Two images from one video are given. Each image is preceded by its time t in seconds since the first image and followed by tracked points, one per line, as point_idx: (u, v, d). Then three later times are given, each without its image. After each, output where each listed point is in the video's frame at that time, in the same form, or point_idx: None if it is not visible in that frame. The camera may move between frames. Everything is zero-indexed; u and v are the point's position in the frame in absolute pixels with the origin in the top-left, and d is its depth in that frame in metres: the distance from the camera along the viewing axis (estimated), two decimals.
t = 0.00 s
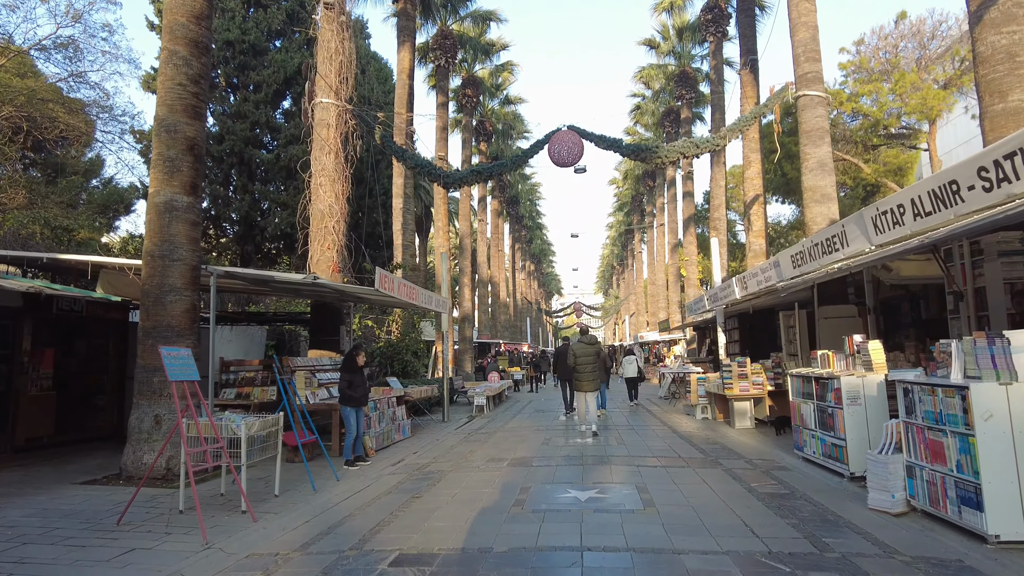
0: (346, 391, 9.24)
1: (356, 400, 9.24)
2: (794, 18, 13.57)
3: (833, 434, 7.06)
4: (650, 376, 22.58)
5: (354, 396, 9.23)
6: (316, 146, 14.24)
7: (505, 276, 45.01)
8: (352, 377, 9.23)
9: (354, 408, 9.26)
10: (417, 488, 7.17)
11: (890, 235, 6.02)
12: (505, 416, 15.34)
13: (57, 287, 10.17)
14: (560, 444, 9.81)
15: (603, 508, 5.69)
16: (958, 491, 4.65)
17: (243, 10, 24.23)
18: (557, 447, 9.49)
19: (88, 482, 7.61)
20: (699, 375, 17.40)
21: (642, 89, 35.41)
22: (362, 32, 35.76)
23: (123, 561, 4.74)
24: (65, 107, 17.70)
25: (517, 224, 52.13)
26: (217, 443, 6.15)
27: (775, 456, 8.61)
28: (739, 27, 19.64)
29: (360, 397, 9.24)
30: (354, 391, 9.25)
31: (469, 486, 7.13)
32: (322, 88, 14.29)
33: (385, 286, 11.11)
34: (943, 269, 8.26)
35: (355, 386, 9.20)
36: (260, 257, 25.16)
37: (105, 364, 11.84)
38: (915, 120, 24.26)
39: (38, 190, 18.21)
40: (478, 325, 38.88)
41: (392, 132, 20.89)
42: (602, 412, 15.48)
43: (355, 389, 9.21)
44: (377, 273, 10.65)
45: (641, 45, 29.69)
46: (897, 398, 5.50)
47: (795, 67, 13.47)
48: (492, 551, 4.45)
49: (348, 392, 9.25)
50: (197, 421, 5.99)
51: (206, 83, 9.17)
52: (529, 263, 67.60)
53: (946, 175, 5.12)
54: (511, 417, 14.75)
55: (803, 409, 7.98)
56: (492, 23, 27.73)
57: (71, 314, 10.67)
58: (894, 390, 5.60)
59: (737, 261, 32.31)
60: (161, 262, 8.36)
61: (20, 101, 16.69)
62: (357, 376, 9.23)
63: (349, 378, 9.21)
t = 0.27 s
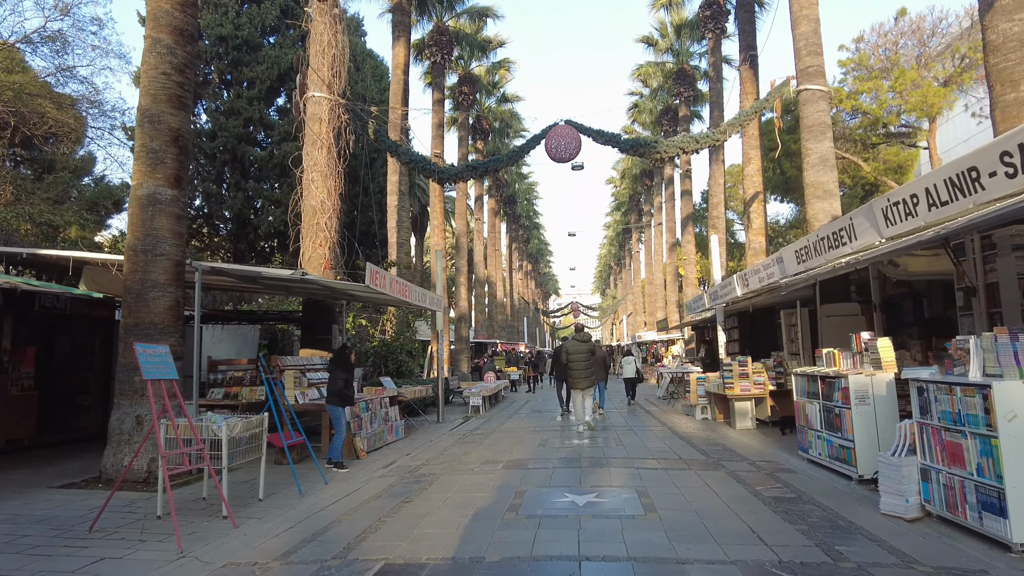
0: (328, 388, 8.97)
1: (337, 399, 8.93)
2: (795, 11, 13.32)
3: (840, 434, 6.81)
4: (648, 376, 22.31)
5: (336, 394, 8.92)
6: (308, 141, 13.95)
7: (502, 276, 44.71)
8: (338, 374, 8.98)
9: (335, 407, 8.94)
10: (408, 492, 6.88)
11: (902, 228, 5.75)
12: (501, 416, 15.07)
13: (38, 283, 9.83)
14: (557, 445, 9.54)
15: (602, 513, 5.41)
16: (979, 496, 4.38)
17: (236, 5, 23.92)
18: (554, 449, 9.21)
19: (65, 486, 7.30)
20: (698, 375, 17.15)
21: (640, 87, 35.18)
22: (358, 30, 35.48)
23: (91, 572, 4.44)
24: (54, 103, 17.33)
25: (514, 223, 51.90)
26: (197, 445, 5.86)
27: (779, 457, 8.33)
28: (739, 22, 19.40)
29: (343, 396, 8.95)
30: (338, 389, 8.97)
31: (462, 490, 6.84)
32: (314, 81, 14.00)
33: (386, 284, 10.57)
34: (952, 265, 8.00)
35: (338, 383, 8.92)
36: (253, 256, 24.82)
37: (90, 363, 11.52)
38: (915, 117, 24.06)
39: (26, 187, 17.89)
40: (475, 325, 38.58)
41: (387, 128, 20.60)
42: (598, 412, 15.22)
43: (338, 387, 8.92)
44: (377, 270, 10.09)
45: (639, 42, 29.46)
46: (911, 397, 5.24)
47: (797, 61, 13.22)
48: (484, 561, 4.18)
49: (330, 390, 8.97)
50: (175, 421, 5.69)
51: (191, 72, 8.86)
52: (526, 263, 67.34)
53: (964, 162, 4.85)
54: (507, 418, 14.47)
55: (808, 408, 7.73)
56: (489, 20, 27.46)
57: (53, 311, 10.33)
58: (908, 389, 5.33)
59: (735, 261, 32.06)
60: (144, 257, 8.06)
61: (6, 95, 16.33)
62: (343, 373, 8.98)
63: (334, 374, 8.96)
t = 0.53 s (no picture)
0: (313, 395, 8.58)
1: (324, 406, 8.55)
2: (796, 10, 13.09)
3: (848, 445, 6.50)
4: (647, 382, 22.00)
5: (321, 401, 8.55)
6: (300, 143, 13.68)
7: (500, 280, 44.42)
8: (324, 380, 8.60)
9: (320, 415, 8.56)
10: (396, 506, 6.55)
11: (915, 228, 5.46)
12: (498, 423, 14.74)
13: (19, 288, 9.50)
14: (552, 455, 9.23)
15: (600, 531, 5.11)
16: (1004, 514, 4.08)
17: (231, 7, 23.68)
18: (549, 458, 8.89)
19: (39, 500, 6.99)
20: (698, 380, 16.84)
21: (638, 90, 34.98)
22: (355, 33, 35.29)
23: None
24: (44, 105, 17.01)
25: (512, 227, 51.65)
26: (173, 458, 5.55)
27: (784, 468, 8.03)
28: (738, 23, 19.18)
29: (330, 404, 8.59)
30: (325, 397, 8.61)
31: (453, 504, 6.53)
32: (306, 82, 13.74)
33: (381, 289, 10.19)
34: (962, 268, 7.71)
35: (325, 390, 8.55)
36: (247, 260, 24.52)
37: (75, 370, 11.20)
38: (916, 120, 23.85)
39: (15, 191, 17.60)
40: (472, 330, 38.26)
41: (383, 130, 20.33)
42: (596, 419, 14.91)
43: (324, 394, 8.54)
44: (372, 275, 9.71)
45: (637, 44, 29.26)
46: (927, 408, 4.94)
47: (798, 61, 12.98)
48: None
49: (316, 397, 8.60)
50: (150, 434, 5.39)
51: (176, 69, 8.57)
52: (524, 267, 67.07)
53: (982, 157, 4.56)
54: (503, 425, 14.15)
55: (813, 417, 7.44)
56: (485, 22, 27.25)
57: (35, 317, 9.99)
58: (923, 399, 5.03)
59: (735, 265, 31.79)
60: (124, 260, 7.75)
61: None
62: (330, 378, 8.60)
63: (319, 379, 8.57)
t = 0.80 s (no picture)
0: (302, 400, 8.31)
1: (313, 411, 8.28)
2: (798, 7, 12.88)
3: (857, 452, 6.24)
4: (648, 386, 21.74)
5: (309, 406, 8.28)
6: (294, 143, 13.45)
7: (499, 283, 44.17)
8: (313, 384, 8.34)
9: (309, 420, 8.29)
10: (387, 518, 6.29)
11: (928, 225, 5.19)
12: (496, 428, 14.47)
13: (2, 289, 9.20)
14: (551, 462, 8.97)
15: (600, 545, 4.85)
16: None
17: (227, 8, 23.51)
18: (547, 466, 8.63)
19: (18, 510, 6.73)
20: (700, 384, 16.58)
21: (638, 92, 34.80)
22: (353, 35, 35.15)
23: None
24: (39, 107, 16.81)
25: (512, 230, 51.45)
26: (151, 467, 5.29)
27: (789, 475, 7.77)
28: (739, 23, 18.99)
29: (319, 408, 8.33)
30: (313, 401, 8.34)
31: (447, 514, 6.27)
32: (300, 81, 13.53)
33: (376, 293, 9.90)
34: (972, 269, 7.47)
35: (314, 394, 8.28)
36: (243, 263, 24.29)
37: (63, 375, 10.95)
38: (918, 120, 23.66)
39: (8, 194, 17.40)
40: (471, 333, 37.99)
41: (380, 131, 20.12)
42: (595, 424, 14.64)
43: (313, 398, 8.28)
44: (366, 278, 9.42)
45: (637, 46, 29.09)
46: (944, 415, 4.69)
47: (800, 59, 12.77)
48: None
49: (304, 402, 8.33)
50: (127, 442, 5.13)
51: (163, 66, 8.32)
52: (524, 270, 66.82)
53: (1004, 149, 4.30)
54: (502, 430, 13.89)
55: (820, 423, 7.18)
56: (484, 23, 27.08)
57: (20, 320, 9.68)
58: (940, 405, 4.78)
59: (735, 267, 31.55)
60: (107, 262, 7.49)
61: None
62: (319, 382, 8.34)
63: (307, 384, 8.31)
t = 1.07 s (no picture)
0: (292, 402, 8.05)
1: (303, 414, 8.02)
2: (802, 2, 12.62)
3: (870, 458, 5.95)
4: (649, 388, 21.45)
5: (300, 409, 8.02)
6: (287, 140, 13.18)
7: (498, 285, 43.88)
8: (303, 387, 8.09)
9: (301, 423, 8.03)
10: (376, 527, 6.01)
11: (947, 219, 4.91)
12: (494, 432, 14.18)
13: None
14: (549, 468, 8.67)
15: (602, 557, 4.56)
16: None
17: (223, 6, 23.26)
18: (545, 472, 8.34)
19: None
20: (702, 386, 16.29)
21: (638, 92, 34.57)
22: (350, 35, 34.92)
23: None
24: (32, 106, 16.56)
25: (511, 232, 51.20)
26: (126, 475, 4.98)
27: (798, 481, 7.48)
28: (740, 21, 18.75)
29: (310, 411, 8.07)
30: (305, 404, 8.09)
31: (439, 524, 5.99)
32: (295, 77, 13.27)
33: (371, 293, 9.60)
34: (986, 267, 7.21)
35: (305, 397, 8.03)
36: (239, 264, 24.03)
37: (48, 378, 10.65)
38: (921, 120, 23.42)
39: None
40: (470, 336, 37.66)
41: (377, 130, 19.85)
42: (595, 427, 14.35)
43: (304, 401, 8.03)
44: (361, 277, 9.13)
45: (637, 46, 28.86)
46: (971, 419, 4.39)
47: (804, 55, 12.52)
48: None
49: (295, 404, 8.05)
50: (100, 448, 4.83)
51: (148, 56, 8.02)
52: (523, 272, 66.52)
53: None
54: (499, 434, 13.60)
55: (831, 427, 6.88)
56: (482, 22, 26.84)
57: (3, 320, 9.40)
58: (966, 408, 4.49)
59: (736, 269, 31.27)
60: (87, 259, 7.18)
61: None
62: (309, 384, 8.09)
63: (298, 386, 8.06)
